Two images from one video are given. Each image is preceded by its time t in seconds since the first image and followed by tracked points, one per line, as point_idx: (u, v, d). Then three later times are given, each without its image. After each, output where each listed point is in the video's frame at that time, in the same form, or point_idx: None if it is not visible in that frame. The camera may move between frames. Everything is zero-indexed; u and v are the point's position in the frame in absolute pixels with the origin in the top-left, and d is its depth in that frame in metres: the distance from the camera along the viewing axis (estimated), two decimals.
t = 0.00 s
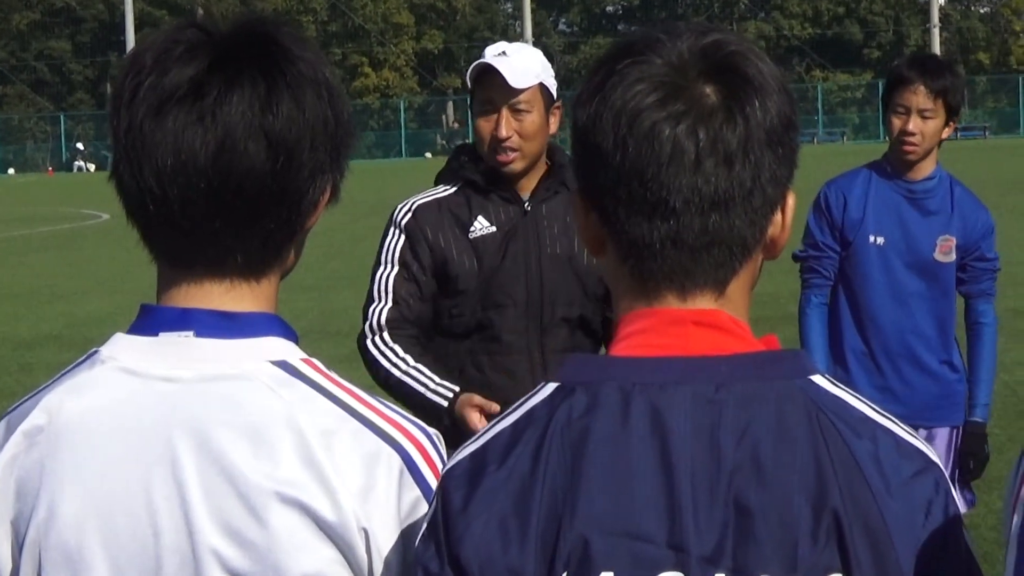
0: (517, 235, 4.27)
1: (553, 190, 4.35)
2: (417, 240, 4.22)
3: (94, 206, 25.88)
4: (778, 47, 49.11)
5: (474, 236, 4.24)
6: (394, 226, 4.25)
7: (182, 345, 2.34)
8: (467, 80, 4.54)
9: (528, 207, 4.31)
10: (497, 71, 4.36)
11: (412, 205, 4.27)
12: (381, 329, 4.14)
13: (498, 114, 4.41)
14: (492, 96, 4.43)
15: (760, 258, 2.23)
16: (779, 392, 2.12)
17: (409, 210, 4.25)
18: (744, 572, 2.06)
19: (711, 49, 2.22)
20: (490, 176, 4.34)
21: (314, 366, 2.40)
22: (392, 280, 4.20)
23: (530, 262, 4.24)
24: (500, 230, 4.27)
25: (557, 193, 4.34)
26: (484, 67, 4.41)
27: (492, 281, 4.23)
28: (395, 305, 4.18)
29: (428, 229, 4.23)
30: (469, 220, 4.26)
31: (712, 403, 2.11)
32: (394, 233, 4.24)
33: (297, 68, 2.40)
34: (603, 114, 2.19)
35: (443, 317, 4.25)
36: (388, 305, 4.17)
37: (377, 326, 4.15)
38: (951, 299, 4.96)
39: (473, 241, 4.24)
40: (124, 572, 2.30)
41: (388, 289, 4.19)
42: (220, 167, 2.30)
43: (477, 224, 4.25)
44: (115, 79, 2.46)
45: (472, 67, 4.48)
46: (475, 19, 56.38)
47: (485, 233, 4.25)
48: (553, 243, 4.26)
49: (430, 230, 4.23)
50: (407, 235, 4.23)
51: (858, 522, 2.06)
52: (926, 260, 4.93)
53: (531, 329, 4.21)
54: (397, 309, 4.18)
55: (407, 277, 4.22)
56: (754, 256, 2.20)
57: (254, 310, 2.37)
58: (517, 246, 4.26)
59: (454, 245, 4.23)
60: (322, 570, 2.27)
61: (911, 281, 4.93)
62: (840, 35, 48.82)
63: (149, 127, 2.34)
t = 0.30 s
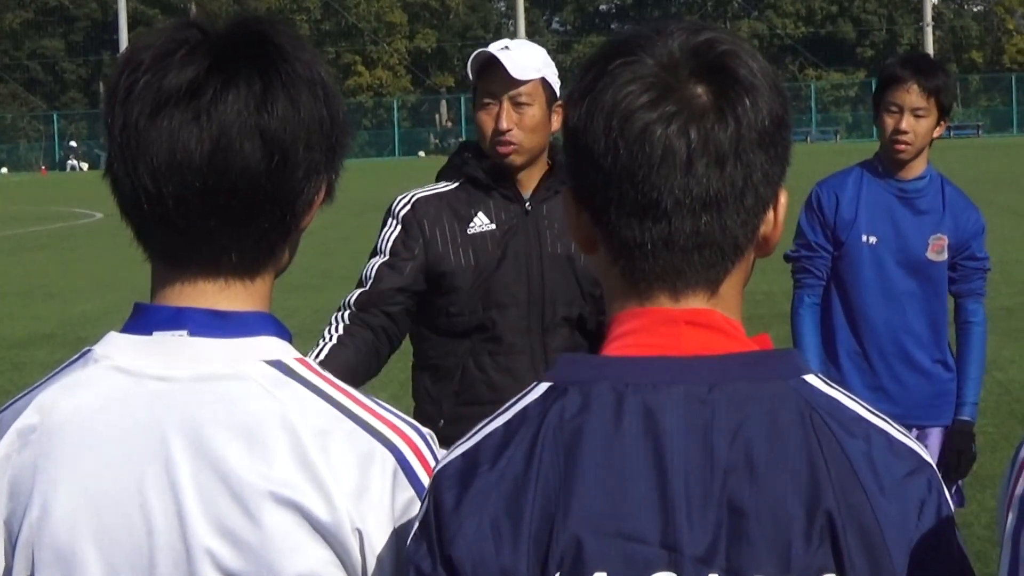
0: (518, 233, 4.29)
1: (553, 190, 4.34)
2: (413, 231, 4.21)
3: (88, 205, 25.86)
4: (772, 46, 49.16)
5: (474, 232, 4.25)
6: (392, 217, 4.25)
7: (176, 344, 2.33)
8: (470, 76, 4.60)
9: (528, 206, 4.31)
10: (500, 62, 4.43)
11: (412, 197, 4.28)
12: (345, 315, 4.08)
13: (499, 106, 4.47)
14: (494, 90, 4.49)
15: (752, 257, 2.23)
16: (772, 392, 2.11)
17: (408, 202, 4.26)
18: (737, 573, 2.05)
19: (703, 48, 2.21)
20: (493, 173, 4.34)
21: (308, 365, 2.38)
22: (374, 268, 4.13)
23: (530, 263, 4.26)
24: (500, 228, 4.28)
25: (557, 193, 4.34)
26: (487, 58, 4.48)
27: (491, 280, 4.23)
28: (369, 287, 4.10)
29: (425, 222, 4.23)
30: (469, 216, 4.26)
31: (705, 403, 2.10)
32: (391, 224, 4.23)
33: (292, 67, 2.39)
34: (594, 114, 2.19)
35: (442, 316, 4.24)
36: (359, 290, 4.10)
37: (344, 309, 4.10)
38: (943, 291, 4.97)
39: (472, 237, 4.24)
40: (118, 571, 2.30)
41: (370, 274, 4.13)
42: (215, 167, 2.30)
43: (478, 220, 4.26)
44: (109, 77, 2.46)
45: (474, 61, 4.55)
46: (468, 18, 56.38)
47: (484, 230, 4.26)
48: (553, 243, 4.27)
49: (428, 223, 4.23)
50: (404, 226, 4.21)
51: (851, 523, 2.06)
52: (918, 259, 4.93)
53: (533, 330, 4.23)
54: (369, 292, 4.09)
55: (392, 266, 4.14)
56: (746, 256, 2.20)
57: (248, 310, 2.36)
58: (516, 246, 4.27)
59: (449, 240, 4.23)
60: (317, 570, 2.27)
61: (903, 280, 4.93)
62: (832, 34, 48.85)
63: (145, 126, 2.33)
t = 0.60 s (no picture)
0: (507, 232, 4.28)
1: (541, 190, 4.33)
2: (405, 235, 4.23)
3: (81, 203, 25.82)
4: (764, 45, 49.20)
5: (462, 233, 4.25)
6: (384, 221, 4.27)
7: (170, 342, 2.32)
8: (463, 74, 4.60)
9: (518, 206, 4.31)
10: (496, 61, 4.43)
11: (402, 201, 4.29)
12: (363, 328, 4.16)
13: (493, 105, 4.47)
14: (489, 89, 4.49)
15: (743, 255, 2.23)
16: (764, 391, 2.12)
17: (399, 206, 4.27)
18: (730, 572, 2.05)
19: (693, 45, 2.21)
20: (481, 173, 4.35)
21: (302, 364, 2.38)
22: (376, 277, 4.19)
23: (519, 262, 4.25)
24: (489, 229, 4.27)
25: (547, 192, 4.34)
26: (484, 57, 4.48)
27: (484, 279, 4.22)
28: (377, 301, 4.17)
29: (416, 225, 4.24)
30: (459, 217, 4.27)
31: (697, 402, 2.10)
32: (382, 228, 4.25)
33: (286, 63, 2.39)
34: (585, 112, 2.19)
35: (432, 315, 4.26)
36: (370, 301, 4.17)
37: (359, 323, 4.16)
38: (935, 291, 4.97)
39: (461, 238, 4.25)
40: (111, 570, 2.29)
41: (372, 285, 4.18)
42: (210, 163, 2.29)
43: (467, 221, 4.26)
44: (103, 74, 2.45)
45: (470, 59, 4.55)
46: (461, 16, 56.37)
47: (473, 231, 4.26)
48: (542, 243, 4.27)
49: (419, 225, 4.24)
50: (395, 230, 4.24)
51: (844, 522, 2.06)
52: (910, 260, 4.93)
53: (522, 330, 4.22)
54: (379, 305, 4.17)
55: (390, 272, 4.20)
56: (737, 253, 2.20)
57: (241, 308, 2.35)
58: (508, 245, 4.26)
59: (441, 242, 4.24)
60: (310, 569, 2.26)
61: (895, 280, 4.93)
62: (825, 33, 48.88)
63: (139, 123, 2.33)
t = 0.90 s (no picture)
0: (504, 232, 4.28)
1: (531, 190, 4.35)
2: (403, 241, 4.22)
3: (76, 202, 25.80)
4: (759, 43, 49.22)
5: (461, 235, 4.25)
6: (380, 226, 4.26)
7: (168, 343, 2.32)
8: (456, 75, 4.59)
9: (514, 204, 4.31)
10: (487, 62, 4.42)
11: (397, 204, 4.27)
12: (365, 335, 4.17)
13: (485, 108, 4.47)
14: (480, 90, 4.49)
15: (737, 254, 2.23)
16: (758, 389, 2.11)
17: (394, 210, 4.25)
18: (725, 571, 2.05)
19: (686, 44, 2.21)
20: (474, 170, 4.34)
21: (300, 364, 2.38)
22: (376, 282, 4.21)
23: (516, 260, 4.25)
24: (487, 229, 4.27)
25: (541, 190, 4.35)
26: (474, 59, 4.47)
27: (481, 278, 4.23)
28: (379, 306, 4.19)
29: (413, 228, 4.24)
30: (456, 220, 4.26)
31: (691, 401, 2.10)
32: (379, 234, 4.24)
33: (285, 64, 2.38)
34: (579, 111, 2.18)
35: (429, 316, 4.25)
36: (372, 307, 4.19)
37: (361, 330, 4.18)
38: (928, 292, 4.97)
39: (460, 240, 4.25)
40: (110, 571, 2.29)
41: (373, 290, 4.20)
42: (208, 164, 2.29)
43: (464, 224, 4.26)
44: (101, 73, 2.45)
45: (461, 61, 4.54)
46: (456, 15, 56.38)
47: (471, 232, 4.25)
48: (539, 241, 4.28)
49: (416, 228, 4.23)
50: (393, 236, 4.23)
51: (840, 521, 2.06)
52: (905, 259, 4.94)
53: (520, 327, 4.22)
54: (382, 311, 4.19)
55: (392, 277, 4.22)
56: (731, 252, 2.20)
57: (240, 309, 2.35)
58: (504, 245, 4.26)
59: (440, 244, 4.23)
60: (309, 570, 2.26)
61: (890, 279, 4.94)
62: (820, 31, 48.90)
63: (138, 123, 2.32)
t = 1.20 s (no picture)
0: (505, 230, 4.27)
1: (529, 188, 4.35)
2: (407, 240, 4.17)
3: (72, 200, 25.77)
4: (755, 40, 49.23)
5: (462, 233, 4.23)
6: (380, 225, 4.20)
7: (168, 341, 2.31)
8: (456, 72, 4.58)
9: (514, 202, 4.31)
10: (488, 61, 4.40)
11: (397, 202, 4.23)
12: (375, 334, 4.11)
13: (484, 106, 4.46)
14: (480, 88, 4.48)
15: (736, 251, 2.23)
16: (756, 387, 2.10)
17: (395, 208, 4.21)
18: (722, 571, 2.05)
19: (685, 42, 2.20)
20: (476, 170, 4.34)
21: (301, 363, 2.37)
22: (383, 281, 4.14)
23: (518, 254, 4.25)
24: (488, 226, 4.26)
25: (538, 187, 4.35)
26: (474, 58, 4.46)
27: (480, 275, 4.22)
28: (388, 306, 4.13)
29: (416, 226, 4.19)
30: (457, 217, 4.24)
31: (688, 400, 2.09)
32: (381, 232, 4.19)
33: (283, 66, 2.36)
34: (576, 110, 2.17)
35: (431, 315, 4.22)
36: (380, 307, 4.12)
37: (370, 330, 4.11)
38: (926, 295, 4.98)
39: (461, 238, 4.23)
40: (110, 570, 2.28)
41: (381, 291, 4.13)
42: (207, 169, 2.28)
43: (466, 221, 4.24)
44: (99, 75, 2.43)
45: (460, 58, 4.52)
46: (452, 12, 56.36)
47: (473, 230, 4.23)
48: (541, 238, 4.28)
49: (419, 226, 4.19)
50: (395, 235, 4.18)
51: (837, 520, 2.05)
52: (902, 257, 4.93)
53: (523, 324, 4.22)
54: (391, 311, 4.13)
55: (398, 276, 4.16)
56: (729, 250, 2.19)
57: (240, 307, 2.34)
58: (502, 243, 4.26)
59: (444, 242, 4.20)
60: (309, 568, 2.25)
61: (886, 277, 4.93)
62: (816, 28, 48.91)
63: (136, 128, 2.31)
